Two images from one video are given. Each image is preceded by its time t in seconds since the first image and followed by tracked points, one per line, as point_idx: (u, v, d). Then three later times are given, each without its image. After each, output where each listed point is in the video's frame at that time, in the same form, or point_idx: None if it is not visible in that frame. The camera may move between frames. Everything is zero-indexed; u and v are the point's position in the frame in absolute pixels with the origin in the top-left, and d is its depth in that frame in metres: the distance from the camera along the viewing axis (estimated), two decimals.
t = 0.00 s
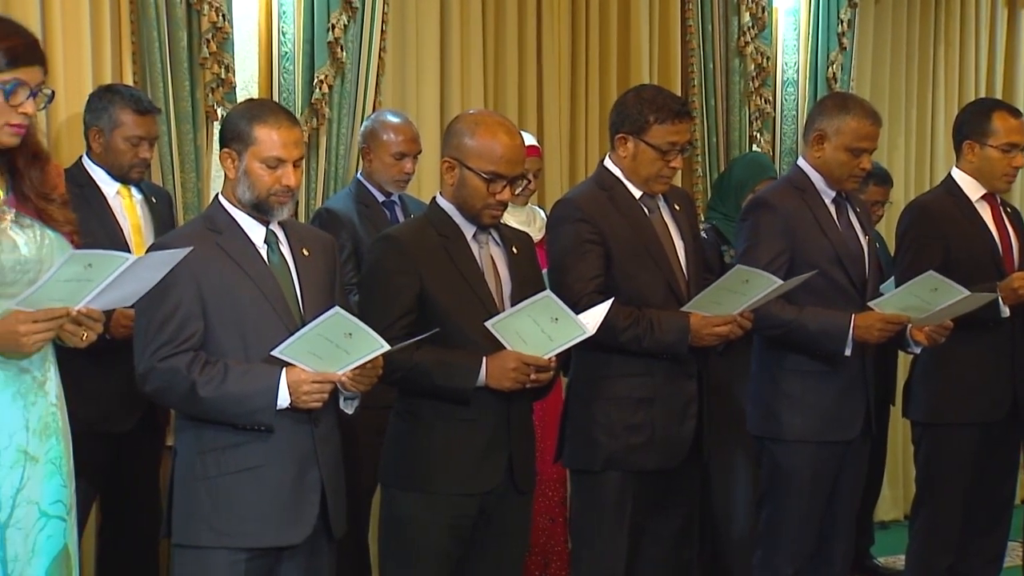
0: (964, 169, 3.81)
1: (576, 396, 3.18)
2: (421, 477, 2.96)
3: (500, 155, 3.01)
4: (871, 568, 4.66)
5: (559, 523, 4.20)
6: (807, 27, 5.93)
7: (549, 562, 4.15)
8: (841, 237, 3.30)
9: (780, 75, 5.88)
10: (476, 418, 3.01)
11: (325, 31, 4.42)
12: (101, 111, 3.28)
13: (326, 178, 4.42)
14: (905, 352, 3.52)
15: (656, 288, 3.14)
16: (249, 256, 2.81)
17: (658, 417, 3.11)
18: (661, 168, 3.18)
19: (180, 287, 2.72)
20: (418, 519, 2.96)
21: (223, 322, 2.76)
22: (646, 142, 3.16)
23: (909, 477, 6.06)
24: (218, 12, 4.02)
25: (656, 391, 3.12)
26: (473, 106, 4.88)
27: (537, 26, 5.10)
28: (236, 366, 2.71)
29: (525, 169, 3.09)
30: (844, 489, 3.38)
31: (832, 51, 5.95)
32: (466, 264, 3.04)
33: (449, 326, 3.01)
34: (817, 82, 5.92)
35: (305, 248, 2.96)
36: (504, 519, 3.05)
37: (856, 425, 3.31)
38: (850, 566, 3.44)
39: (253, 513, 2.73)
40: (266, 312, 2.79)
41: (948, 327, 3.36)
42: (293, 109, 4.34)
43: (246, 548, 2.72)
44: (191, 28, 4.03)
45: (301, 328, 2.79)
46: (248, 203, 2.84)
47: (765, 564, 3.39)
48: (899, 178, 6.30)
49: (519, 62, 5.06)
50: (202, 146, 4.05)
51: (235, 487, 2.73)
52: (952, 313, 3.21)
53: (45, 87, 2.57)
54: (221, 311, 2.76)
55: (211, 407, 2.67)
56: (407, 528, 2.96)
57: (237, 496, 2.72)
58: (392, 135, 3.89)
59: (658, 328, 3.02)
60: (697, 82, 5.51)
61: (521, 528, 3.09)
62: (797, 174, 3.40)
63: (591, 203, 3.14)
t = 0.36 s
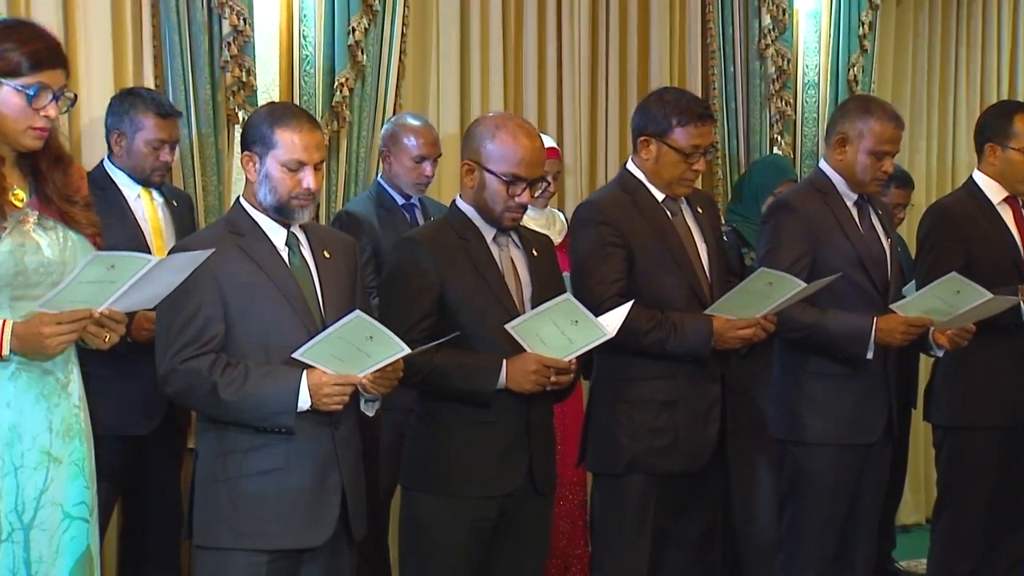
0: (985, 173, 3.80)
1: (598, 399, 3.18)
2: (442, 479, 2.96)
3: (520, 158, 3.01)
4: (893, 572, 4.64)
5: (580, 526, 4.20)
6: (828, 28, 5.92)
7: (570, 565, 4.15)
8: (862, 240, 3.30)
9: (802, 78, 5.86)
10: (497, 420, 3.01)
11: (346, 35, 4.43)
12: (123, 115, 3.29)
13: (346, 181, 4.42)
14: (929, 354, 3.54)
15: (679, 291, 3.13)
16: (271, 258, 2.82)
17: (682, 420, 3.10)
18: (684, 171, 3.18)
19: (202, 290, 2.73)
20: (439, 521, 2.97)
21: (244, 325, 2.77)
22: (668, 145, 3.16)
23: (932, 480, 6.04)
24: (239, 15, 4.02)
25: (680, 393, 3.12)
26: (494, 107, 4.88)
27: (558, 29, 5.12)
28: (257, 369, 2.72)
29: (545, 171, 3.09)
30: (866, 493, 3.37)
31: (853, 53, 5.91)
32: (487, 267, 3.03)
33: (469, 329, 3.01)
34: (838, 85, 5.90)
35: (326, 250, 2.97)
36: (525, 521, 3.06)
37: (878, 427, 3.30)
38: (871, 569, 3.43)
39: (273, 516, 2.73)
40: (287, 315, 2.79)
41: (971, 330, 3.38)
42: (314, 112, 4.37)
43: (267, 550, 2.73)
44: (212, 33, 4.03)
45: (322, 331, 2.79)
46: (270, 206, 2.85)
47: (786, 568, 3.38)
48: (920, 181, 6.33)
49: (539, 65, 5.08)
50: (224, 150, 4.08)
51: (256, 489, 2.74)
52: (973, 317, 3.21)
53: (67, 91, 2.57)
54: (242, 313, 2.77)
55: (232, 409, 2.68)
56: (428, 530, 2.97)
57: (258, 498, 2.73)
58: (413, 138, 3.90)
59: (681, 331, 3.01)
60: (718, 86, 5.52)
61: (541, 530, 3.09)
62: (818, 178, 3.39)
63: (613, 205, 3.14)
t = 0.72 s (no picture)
0: (1009, 176, 3.80)
1: (623, 403, 3.17)
2: (464, 483, 2.98)
3: (542, 162, 3.02)
4: None
5: (603, 531, 4.19)
6: (852, 31, 5.89)
7: (593, 570, 4.14)
8: (885, 244, 3.29)
9: (825, 81, 5.88)
10: (518, 424, 3.02)
11: (369, 39, 4.44)
12: (146, 119, 3.32)
13: (369, 185, 4.44)
14: (952, 359, 3.53)
15: (705, 295, 3.13)
16: (293, 262, 2.83)
17: (709, 425, 3.09)
18: (709, 175, 3.18)
19: (225, 293, 2.74)
20: (461, 524, 2.98)
21: (267, 328, 2.78)
22: (694, 149, 3.15)
23: (956, 486, 6.01)
24: (262, 20, 4.06)
25: (707, 398, 3.10)
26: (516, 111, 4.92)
27: (580, 33, 5.12)
28: (280, 372, 2.73)
29: (567, 175, 3.09)
30: (890, 498, 3.35)
31: (877, 57, 5.86)
32: (509, 271, 3.04)
33: (492, 333, 3.02)
34: (861, 90, 5.85)
35: (349, 253, 2.98)
36: (548, 525, 3.06)
37: (901, 432, 3.28)
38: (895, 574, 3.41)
39: (295, 519, 2.74)
40: (310, 318, 2.80)
41: (994, 335, 3.39)
42: (336, 116, 4.40)
43: (289, 553, 2.73)
44: (236, 39, 4.06)
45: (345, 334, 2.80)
46: (292, 211, 2.87)
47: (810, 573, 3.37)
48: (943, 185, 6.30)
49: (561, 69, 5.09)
50: (247, 153, 4.09)
51: (279, 492, 2.74)
52: (998, 321, 3.20)
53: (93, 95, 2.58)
54: (265, 317, 2.78)
55: (254, 412, 2.69)
56: (450, 534, 2.98)
57: (280, 501, 2.74)
58: (435, 143, 3.92)
59: (707, 335, 3.00)
60: (740, 89, 5.50)
61: (563, 535, 3.09)
62: (842, 181, 3.39)
63: (639, 209, 3.13)
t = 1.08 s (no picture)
0: None
1: (645, 405, 3.17)
2: (486, 486, 2.98)
3: (563, 164, 3.02)
4: None
5: (624, 534, 4.18)
6: (873, 33, 5.89)
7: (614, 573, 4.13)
8: (906, 246, 3.29)
9: (846, 83, 5.87)
10: (539, 426, 3.02)
11: (389, 42, 4.45)
12: (168, 122, 3.34)
13: (389, 188, 4.44)
14: (974, 362, 3.54)
15: (729, 298, 3.12)
16: (314, 264, 2.84)
17: (733, 427, 3.09)
18: (733, 177, 3.17)
19: (246, 294, 2.75)
20: (483, 526, 2.98)
21: (287, 330, 2.79)
22: (718, 151, 3.15)
23: (978, 489, 5.99)
24: (283, 24, 4.08)
25: (730, 400, 3.10)
26: (536, 113, 4.91)
27: (600, 34, 5.13)
28: (300, 373, 2.73)
29: (588, 177, 3.10)
30: (911, 501, 3.35)
31: (898, 59, 5.89)
32: (530, 273, 3.05)
33: (513, 336, 3.03)
34: (883, 91, 5.87)
35: (370, 255, 2.98)
36: (569, 527, 3.06)
37: (922, 434, 3.28)
38: None
39: (316, 520, 2.74)
40: (330, 320, 2.80)
41: (1016, 337, 3.40)
42: (357, 118, 4.39)
43: (310, 554, 2.74)
44: (257, 41, 4.07)
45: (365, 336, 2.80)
46: (313, 213, 2.87)
47: None
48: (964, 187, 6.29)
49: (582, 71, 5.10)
50: (267, 155, 4.08)
51: (299, 494, 2.74)
52: (1017, 323, 3.21)
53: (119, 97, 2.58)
54: (285, 318, 2.78)
55: (275, 413, 2.69)
56: (472, 537, 2.98)
57: (301, 503, 2.74)
58: (456, 144, 3.92)
59: (732, 337, 2.99)
60: (762, 91, 5.52)
61: (585, 538, 3.09)
62: (862, 183, 3.39)
63: (662, 211, 3.13)
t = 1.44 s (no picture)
0: None
1: (666, 407, 3.17)
2: (508, 487, 2.98)
3: (583, 165, 3.03)
4: None
5: (646, 534, 4.18)
6: (895, 34, 5.97)
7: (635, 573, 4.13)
8: (927, 246, 3.30)
9: (867, 84, 5.94)
10: (559, 427, 3.03)
11: (410, 43, 4.47)
12: (188, 123, 3.36)
13: (410, 189, 4.46)
14: (996, 363, 3.54)
15: (750, 299, 3.12)
16: (335, 264, 2.84)
17: (754, 428, 3.09)
18: (755, 178, 3.17)
19: (267, 295, 2.76)
20: (505, 527, 2.98)
21: (308, 331, 2.79)
22: (740, 152, 3.15)
23: (1000, 490, 5.99)
24: (304, 25, 4.09)
25: (751, 401, 3.10)
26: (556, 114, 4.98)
27: (622, 36, 5.18)
28: (321, 374, 2.73)
29: (609, 179, 3.10)
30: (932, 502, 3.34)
31: (920, 60, 5.94)
32: (551, 273, 3.05)
33: (534, 337, 3.03)
34: (904, 91, 5.92)
35: (391, 256, 2.98)
36: (590, 528, 3.06)
37: (943, 435, 3.31)
38: None
39: (336, 521, 2.74)
40: (351, 321, 2.81)
41: None
42: (377, 119, 4.42)
43: (330, 555, 2.74)
44: (278, 41, 4.11)
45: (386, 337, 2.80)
46: (334, 214, 2.87)
47: None
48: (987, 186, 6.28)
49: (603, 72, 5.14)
50: (289, 157, 4.14)
51: (320, 494, 2.75)
52: None
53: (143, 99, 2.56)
54: (306, 319, 2.79)
55: (296, 414, 2.70)
56: (494, 537, 2.99)
57: (321, 503, 2.74)
58: (475, 145, 3.93)
59: (753, 338, 2.99)
60: (783, 92, 5.57)
61: (606, 538, 3.09)
62: (882, 183, 3.39)
63: (683, 211, 3.13)
